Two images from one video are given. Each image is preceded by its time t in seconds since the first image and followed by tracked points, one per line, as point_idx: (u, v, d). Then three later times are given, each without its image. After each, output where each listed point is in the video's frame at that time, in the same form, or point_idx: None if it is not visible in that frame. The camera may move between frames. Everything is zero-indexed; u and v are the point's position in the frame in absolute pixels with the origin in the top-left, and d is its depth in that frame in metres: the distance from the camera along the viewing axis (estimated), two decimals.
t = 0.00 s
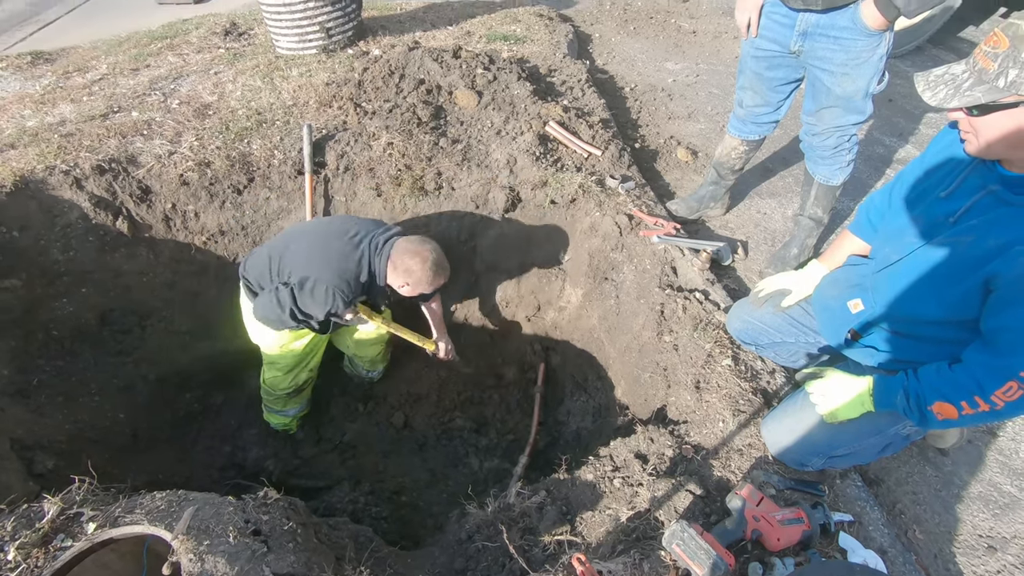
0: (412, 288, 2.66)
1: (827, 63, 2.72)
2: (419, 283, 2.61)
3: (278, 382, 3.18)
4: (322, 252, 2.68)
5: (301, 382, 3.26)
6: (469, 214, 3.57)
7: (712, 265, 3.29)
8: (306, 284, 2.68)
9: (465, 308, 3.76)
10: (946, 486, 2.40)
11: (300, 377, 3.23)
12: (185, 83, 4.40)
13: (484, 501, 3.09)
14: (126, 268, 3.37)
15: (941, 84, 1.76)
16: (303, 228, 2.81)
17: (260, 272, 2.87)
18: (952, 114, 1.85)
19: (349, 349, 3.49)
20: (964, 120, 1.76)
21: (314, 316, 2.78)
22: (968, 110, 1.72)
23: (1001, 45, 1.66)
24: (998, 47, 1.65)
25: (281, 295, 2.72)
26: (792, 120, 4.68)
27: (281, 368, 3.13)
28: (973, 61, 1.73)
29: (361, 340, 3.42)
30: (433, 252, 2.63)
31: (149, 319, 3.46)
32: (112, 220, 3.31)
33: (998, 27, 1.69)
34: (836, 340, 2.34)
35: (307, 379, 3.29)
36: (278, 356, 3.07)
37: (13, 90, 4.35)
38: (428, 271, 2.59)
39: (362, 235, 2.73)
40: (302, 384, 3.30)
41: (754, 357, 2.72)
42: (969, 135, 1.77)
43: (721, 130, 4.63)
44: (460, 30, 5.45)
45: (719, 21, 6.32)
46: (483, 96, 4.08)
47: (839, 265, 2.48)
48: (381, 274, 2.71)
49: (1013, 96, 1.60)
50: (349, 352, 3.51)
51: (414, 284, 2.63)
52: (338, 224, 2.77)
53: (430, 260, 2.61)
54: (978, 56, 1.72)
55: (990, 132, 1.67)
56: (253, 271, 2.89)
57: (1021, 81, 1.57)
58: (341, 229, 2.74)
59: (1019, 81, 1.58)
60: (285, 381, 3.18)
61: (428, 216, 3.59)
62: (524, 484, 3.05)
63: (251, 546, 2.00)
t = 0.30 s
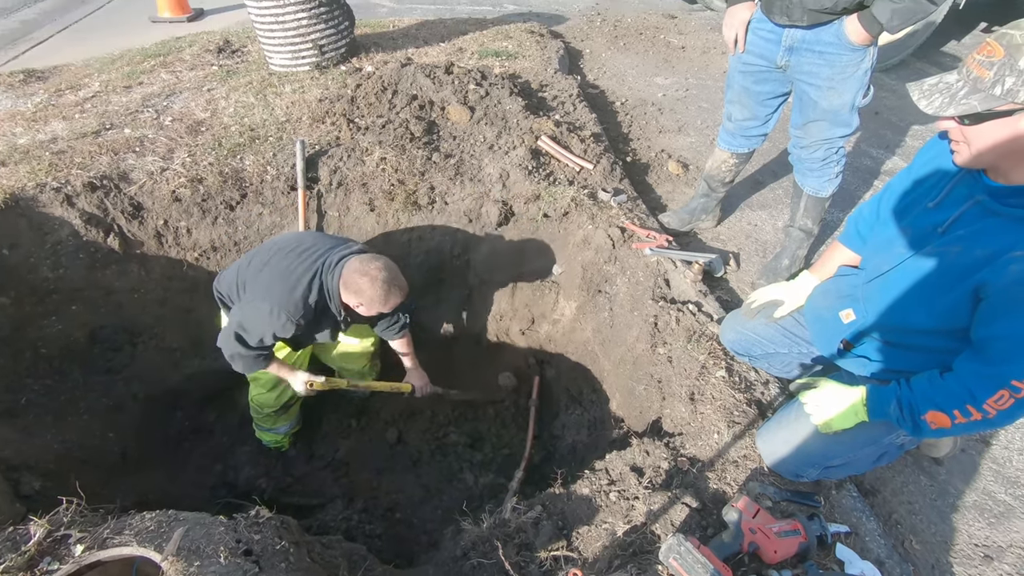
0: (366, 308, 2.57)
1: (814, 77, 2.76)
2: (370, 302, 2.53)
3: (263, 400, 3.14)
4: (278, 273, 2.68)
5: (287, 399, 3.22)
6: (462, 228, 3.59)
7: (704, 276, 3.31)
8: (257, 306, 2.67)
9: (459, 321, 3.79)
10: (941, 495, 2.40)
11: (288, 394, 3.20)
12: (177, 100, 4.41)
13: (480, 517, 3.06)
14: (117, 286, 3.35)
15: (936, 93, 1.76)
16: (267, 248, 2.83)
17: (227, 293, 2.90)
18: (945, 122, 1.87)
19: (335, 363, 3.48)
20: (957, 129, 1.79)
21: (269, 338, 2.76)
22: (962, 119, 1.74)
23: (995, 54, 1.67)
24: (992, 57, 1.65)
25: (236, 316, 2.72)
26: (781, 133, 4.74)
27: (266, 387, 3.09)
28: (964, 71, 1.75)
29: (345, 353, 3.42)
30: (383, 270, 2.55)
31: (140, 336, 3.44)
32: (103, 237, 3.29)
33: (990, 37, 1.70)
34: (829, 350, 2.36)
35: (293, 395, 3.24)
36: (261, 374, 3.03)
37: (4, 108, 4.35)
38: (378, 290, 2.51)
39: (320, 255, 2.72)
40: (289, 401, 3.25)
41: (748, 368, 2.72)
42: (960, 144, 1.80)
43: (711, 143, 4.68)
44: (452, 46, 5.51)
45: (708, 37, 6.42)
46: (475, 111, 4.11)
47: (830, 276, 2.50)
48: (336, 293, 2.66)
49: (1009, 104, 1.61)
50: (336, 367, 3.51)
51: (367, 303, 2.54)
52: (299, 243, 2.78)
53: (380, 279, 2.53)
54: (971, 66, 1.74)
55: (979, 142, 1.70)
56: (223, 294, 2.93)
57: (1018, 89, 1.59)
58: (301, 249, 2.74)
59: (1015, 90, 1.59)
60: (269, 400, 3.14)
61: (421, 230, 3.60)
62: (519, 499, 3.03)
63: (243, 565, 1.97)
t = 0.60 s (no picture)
0: (385, 322, 2.61)
1: (796, 89, 2.81)
2: (391, 317, 2.58)
3: (264, 416, 3.13)
4: (297, 294, 2.66)
5: (286, 415, 3.22)
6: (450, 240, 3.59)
7: (693, 286, 3.33)
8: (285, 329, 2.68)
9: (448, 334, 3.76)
10: (930, 500, 2.42)
11: (284, 411, 3.19)
12: (163, 115, 4.40)
13: (472, 532, 3.03)
14: (101, 302, 3.31)
15: (926, 99, 1.73)
16: (276, 266, 2.79)
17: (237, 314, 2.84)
18: (929, 129, 1.85)
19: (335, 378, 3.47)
20: (940, 136, 1.78)
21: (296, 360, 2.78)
22: (948, 125, 1.72)
23: (984, 61, 1.65)
24: (981, 63, 1.63)
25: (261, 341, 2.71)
26: (765, 143, 4.81)
27: (269, 402, 3.08)
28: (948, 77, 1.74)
29: (347, 370, 3.40)
30: (403, 285, 2.59)
31: (125, 354, 3.40)
32: (86, 253, 3.25)
33: (977, 44, 1.68)
34: (817, 356, 2.38)
35: (292, 411, 3.25)
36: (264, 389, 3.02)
37: None
38: (399, 305, 2.56)
39: (335, 271, 2.71)
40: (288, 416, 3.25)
41: (738, 376, 2.73)
42: (943, 150, 1.78)
43: (697, 154, 4.73)
44: (439, 60, 5.55)
45: (691, 50, 6.52)
46: (463, 124, 4.13)
47: (816, 284, 2.53)
48: (356, 311, 2.67)
49: (999, 110, 1.60)
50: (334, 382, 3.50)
51: (386, 317, 2.59)
52: (310, 261, 2.75)
53: (399, 293, 2.57)
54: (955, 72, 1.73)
55: (969, 146, 1.68)
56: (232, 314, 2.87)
57: (1010, 95, 1.57)
58: (314, 267, 2.72)
59: (1007, 96, 1.57)
60: (269, 416, 3.13)
61: (410, 243, 3.60)
62: (511, 512, 3.00)
63: None
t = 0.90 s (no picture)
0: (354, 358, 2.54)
1: (779, 94, 2.84)
2: (355, 355, 2.49)
3: (241, 424, 3.05)
4: (264, 322, 2.61)
5: (266, 422, 3.13)
6: (440, 248, 3.57)
7: (682, 290, 3.35)
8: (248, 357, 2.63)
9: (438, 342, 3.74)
10: (920, 500, 2.43)
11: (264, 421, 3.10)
12: (149, 126, 4.36)
13: (465, 541, 3.00)
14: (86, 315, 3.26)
15: (906, 104, 1.71)
16: (250, 287, 2.72)
17: (214, 329, 2.84)
18: (910, 132, 1.84)
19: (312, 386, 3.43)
20: (919, 140, 1.77)
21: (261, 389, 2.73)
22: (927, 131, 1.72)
23: (962, 67, 1.62)
24: (959, 69, 1.61)
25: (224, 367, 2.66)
26: (750, 149, 4.86)
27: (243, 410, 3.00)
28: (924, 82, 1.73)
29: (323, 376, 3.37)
30: (370, 325, 2.48)
31: (110, 367, 3.35)
32: (70, 266, 3.19)
33: (955, 50, 1.66)
34: (806, 359, 2.40)
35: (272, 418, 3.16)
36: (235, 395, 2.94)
37: None
38: (364, 345, 2.47)
39: (304, 300, 2.62)
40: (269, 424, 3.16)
41: (728, 379, 2.74)
42: (924, 155, 1.77)
43: (684, 159, 4.77)
44: (427, 69, 5.56)
45: (677, 57, 6.59)
46: (451, 132, 4.14)
47: (804, 286, 2.55)
48: (323, 344, 2.59)
49: (976, 116, 1.59)
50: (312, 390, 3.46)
51: (353, 354, 2.50)
52: (283, 285, 2.68)
53: (367, 333, 2.47)
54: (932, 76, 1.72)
55: (948, 151, 1.68)
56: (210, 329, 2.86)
57: (986, 102, 1.56)
58: (284, 294, 2.64)
59: (983, 103, 1.57)
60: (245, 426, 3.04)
61: (400, 251, 3.59)
62: (505, 521, 2.98)
63: None
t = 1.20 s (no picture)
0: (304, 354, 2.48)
1: (767, 95, 2.86)
2: (304, 349, 2.44)
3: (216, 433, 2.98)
4: (213, 320, 2.59)
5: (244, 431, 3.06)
6: (432, 250, 3.57)
7: (675, 290, 3.36)
8: (197, 355, 2.61)
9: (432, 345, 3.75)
10: (912, 495, 2.45)
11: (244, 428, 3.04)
12: (137, 130, 4.33)
13: (460, 545, 2.99)
14: (74, 322, 3.23)
15: (894, 107, 1.71)
16: (201, 288, 2.70)
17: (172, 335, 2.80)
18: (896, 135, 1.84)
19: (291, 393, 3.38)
20: (905, 141, 1.77)
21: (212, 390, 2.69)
22: (915, 133, 1.71)
23: (948, 69, 1.63)
24: (946, 72, 1.62)
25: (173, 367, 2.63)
26: (740, 149, 4.89)
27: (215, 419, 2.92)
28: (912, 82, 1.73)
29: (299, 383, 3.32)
30: (316, 318, 2.44)
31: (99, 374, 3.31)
32: (58, 272, 3.17)
33: (940, 52, 1.66)
34: (797, 358, 2.42)
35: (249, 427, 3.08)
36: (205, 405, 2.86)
37: None
38: (311, 338, 2.41)
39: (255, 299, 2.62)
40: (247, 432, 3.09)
41: (721, 378, 2.75)
42: (910, 155, 1.77)
43: (675, 160, 4.79)
44: (417, 72, 5.56)
45: (666, 58, 6.62)
46: (442, 135, 4.13)
47: (795, 285, 2.57)
48: (273, 340, 2.56)
49: (964, 118, 1.59)
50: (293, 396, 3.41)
51: (303, 350, 2.45)
52: (235, 285, 2.68)
53: (313, 326, 2.42)
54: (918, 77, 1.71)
55: (934, 151, 1.69)
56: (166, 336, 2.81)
57: (973, 103, 1.56)
58: (235, 292, 2.65)
59: (970, 104, 1.56)
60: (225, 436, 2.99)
61: (392, 254, 3.58)
62: (500, 524, 2.96)
63: None
